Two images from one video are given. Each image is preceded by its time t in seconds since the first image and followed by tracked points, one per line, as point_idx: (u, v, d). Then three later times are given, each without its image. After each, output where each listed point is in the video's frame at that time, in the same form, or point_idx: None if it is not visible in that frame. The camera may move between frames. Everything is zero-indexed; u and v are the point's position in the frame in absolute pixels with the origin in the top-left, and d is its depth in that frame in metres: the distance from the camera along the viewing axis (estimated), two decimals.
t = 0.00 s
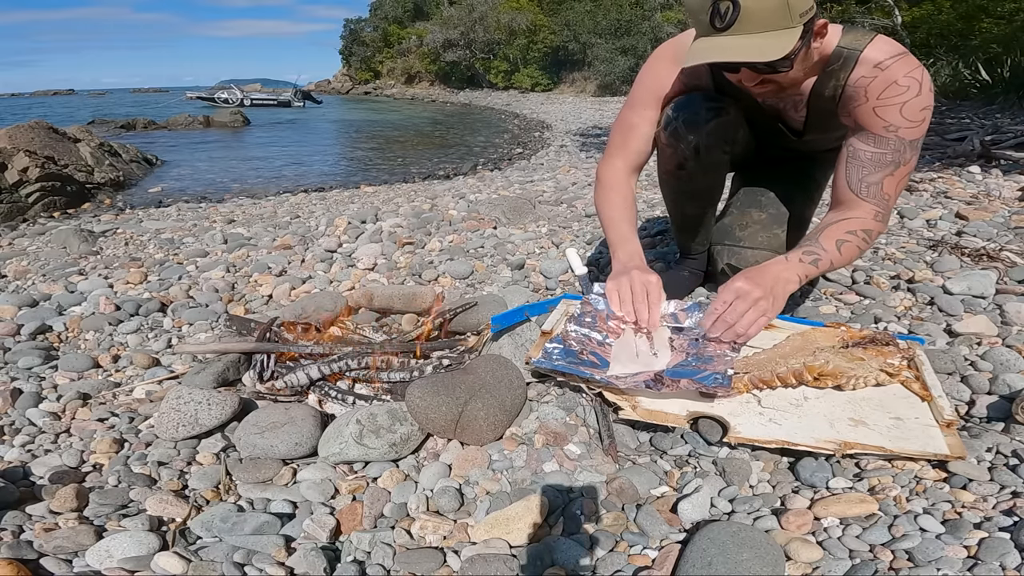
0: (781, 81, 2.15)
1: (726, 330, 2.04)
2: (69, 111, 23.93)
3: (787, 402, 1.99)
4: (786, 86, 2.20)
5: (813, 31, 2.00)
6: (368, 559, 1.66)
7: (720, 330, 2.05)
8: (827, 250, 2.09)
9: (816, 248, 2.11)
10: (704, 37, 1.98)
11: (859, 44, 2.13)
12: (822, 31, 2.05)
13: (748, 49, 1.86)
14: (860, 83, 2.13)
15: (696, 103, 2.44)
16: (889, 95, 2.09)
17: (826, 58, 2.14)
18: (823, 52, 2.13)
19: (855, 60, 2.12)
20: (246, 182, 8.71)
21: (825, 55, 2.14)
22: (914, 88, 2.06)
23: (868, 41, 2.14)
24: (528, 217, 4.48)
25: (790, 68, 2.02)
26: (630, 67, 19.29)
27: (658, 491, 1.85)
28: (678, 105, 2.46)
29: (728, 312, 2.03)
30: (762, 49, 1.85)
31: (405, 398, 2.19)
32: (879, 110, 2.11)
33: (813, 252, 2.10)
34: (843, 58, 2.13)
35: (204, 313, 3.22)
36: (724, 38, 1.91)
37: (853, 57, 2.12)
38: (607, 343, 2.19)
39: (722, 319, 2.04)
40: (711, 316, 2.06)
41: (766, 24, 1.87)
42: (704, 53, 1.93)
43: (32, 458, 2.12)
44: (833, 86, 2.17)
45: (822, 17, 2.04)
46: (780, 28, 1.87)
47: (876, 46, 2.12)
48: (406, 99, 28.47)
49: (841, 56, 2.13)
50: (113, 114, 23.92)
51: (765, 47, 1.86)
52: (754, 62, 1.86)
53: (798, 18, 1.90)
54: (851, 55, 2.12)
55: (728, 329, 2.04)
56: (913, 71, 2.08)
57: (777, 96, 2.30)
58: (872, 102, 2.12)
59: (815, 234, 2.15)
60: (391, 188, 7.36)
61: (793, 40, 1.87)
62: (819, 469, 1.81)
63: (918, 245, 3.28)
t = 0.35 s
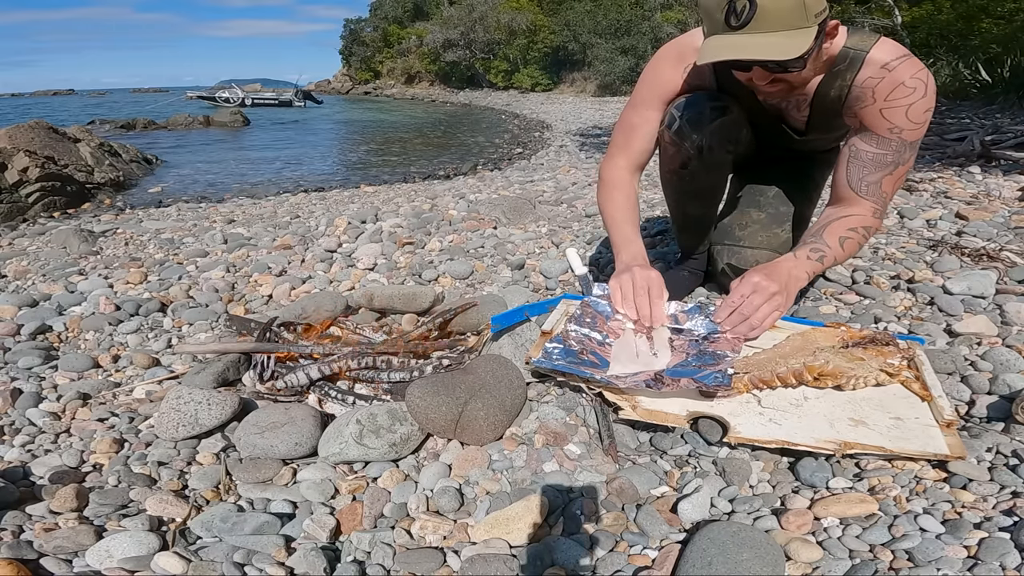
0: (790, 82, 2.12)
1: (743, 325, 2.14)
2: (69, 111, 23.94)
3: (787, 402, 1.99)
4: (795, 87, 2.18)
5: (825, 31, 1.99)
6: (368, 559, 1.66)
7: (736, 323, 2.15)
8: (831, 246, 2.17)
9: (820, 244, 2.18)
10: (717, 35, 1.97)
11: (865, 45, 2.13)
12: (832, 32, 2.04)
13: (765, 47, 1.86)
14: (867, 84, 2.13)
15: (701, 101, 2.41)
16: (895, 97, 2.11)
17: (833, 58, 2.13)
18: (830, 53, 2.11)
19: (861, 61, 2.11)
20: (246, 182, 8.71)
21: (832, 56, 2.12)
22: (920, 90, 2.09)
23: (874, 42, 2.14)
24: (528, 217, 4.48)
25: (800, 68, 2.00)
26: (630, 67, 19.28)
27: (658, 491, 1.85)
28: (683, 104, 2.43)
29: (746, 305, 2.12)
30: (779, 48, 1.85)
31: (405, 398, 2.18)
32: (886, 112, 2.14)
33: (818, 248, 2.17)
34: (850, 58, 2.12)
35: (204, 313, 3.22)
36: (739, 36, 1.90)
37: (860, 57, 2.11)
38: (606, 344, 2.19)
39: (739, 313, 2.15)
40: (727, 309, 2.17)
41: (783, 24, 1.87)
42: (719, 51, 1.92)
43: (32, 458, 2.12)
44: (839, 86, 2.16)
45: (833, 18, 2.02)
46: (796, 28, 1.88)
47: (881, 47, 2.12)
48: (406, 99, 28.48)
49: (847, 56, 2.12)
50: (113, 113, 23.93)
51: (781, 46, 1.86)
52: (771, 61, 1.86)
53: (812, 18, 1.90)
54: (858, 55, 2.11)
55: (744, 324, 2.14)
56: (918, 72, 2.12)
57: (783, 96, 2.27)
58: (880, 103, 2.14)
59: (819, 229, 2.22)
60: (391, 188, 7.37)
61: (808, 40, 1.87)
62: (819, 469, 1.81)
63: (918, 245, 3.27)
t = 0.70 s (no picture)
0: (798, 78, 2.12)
1: (783, 279, 2.14)
2: (69, 111, 23.96)
3: (787, 402, 1.99)
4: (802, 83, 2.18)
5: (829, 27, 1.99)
6: (368, 559, 1.66)
7: (778, 276, 2.14)
8: (846, 232, 2.30)
9: (837, 230, 2.31)
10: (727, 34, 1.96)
11: (866, 42, 2.13)
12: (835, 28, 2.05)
13: (779, 43, 1.86)
14: (871, 81, 2.13)
15: (702, 101, 2.39)
16: (899, 96, 2.13)
17: (836, 56, 2.13)
18: (831, 50, 2.11)
19: (864, 57, 2.11)
20: (246, 182, 8.71)
21: (834, 53, 2.12)
22: (924, 88, 2.10)
23: (874, 40, 2.14)
24: (528, 217, 4.48)
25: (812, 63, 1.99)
26: (630, 67, 19.24)
27: (658, 491, 1.85)
28: (683, 104, 2.42)
29: (791, 262, 2.16)
30: (796, 43, 1.86)
31: (405, 398, 2.18)
32: (891, 112, 2.16)
33: (835, 234, 2.29)
34: (852, 56, 2.11)
35: (204, 313, 3.22)
36: (751, 33, 1.90)
37: (862, 54, 2.11)
38: (606, 344, 2.21)
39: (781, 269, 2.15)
40: (768, 264, 2.16)
41: (796, 18, 1.87)
42: (732, 50, 1.92)
43: (32, 458, 2.12)
44: (844, 83, 2.15)
45: (836, 14, 2.04)
46: (807, 23, 1.88)
47: (882, 44, 2.12)
48: (406, 99, 28.48)
49: (849, 53, 2.12)
50: (113, 113, 23.95)
51: (794, 42, 1.86)
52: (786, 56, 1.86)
53: (822, 12, 1.91)
54: (859, 52, 2.11)
55: (785, 278, 2.14)
56: (922, 68, 2.11)
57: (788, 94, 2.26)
58: (885, 102, 2.15)
59: (835, 217, 2.35)
60: (391, 188, 7.37)
61: (820, 35, 1.88)
62: (818, 469, 1.81)
63: (918, 245, 3.27)
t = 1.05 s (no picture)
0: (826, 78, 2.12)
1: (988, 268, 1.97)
2: (69, 110, 23.97)
3: (787, 402, 2.00)
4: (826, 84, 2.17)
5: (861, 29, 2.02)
6: (368, 559, 1.66)
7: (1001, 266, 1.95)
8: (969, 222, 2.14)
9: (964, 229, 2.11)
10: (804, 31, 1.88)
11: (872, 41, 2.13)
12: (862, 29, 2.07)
13: (871, 31, 1.84)
14: (888, 79, 2.12)
15: (693, 101, 2.42)
16: (923, 89, 2.10)
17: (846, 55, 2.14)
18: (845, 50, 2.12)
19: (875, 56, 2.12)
20: (246, 182, 8.71)
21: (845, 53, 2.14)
22: (940, 78, 2.10)
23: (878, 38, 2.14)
24: (528, 217, 4.48)
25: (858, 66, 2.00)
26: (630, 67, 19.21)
27: (658, 491, 1.85)
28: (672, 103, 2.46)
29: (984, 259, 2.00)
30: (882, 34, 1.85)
31: (405, 398, 2.18)
32: (923, 105, 2.12)
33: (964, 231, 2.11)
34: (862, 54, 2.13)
35: (204, 313, 3.22)
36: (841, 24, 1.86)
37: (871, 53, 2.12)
38: (605, 344, 2.22)
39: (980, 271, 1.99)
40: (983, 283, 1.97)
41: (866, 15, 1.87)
42: (828, 44, 1.84)
43: (32, 458, 2.12)
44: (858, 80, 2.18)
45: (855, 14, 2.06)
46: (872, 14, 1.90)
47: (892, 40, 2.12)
48: (406, 99, 28.48)
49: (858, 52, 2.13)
50: (113, 113, 23.97)
51: (879, 29, 1.86)
52: (875, 46, 1.85)
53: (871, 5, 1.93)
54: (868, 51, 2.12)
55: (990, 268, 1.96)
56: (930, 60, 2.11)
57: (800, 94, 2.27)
58: (912, 97, 2.12)
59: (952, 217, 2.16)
60: (391, 188, 7.36)
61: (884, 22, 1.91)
62: (819, 469, 1.81)
63: (918, 245, 3.27)
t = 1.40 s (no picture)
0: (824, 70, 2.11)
1: None
2: (69, 110, 23.97)
3: (787, 402, 2.00)
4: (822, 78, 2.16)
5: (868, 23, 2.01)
6: (368, 559, 1.66)
7: None
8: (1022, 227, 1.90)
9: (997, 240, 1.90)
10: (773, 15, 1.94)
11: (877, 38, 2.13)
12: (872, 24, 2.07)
13: (833, 29, 1.85)
14: (886, 74, 2.12)
15: (697, 99, 2.40)
16: (919, 80, 2.09)
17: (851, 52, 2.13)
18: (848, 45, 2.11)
19: (878, 52, 2.11)
20: (246, 182, 8.71)
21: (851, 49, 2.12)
22: (937, 71, 2.09)
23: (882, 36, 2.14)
24: (528, 217, 4.48)
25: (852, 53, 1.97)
26: (630, 67, 19.21)
27: (658, 491, 1.85)
28: (677, 100, 2.44)
29: None
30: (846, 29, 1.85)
31: (405, 399, 2.18)
32: (919, 95, 2.09)
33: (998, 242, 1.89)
34: (867, 51, 2.11)
35: (204, 313, 3.22)
36: (808, 18, 1.87)
37: (876, 50, 2.11)
38: (605, 344, 2.21)
39: None
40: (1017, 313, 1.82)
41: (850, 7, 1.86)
42: (780, 34, 1.92)
43: (32, 458, 2.12)
44: (859, 78, 2.16)
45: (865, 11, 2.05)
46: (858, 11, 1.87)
47: (892, 38, 2.13)
48: (406, 99, 28.49)
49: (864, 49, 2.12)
50: (113, 113, 23.98)
51: (846, 28, 1.85)
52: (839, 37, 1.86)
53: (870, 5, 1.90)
54: (874, 48, 2.11)
55: None
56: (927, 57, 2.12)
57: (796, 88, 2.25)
58: (908, 88, 2.10)
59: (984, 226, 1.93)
60: (391, 188, 7.37)
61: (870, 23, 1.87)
62: (818, 469, 1.81)
63: (918, 245, 3.27)
